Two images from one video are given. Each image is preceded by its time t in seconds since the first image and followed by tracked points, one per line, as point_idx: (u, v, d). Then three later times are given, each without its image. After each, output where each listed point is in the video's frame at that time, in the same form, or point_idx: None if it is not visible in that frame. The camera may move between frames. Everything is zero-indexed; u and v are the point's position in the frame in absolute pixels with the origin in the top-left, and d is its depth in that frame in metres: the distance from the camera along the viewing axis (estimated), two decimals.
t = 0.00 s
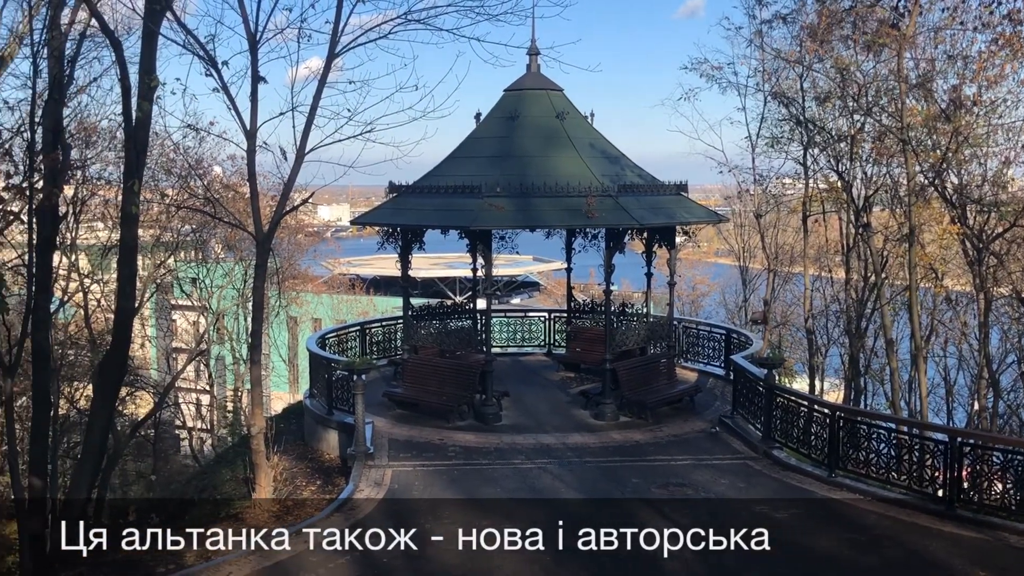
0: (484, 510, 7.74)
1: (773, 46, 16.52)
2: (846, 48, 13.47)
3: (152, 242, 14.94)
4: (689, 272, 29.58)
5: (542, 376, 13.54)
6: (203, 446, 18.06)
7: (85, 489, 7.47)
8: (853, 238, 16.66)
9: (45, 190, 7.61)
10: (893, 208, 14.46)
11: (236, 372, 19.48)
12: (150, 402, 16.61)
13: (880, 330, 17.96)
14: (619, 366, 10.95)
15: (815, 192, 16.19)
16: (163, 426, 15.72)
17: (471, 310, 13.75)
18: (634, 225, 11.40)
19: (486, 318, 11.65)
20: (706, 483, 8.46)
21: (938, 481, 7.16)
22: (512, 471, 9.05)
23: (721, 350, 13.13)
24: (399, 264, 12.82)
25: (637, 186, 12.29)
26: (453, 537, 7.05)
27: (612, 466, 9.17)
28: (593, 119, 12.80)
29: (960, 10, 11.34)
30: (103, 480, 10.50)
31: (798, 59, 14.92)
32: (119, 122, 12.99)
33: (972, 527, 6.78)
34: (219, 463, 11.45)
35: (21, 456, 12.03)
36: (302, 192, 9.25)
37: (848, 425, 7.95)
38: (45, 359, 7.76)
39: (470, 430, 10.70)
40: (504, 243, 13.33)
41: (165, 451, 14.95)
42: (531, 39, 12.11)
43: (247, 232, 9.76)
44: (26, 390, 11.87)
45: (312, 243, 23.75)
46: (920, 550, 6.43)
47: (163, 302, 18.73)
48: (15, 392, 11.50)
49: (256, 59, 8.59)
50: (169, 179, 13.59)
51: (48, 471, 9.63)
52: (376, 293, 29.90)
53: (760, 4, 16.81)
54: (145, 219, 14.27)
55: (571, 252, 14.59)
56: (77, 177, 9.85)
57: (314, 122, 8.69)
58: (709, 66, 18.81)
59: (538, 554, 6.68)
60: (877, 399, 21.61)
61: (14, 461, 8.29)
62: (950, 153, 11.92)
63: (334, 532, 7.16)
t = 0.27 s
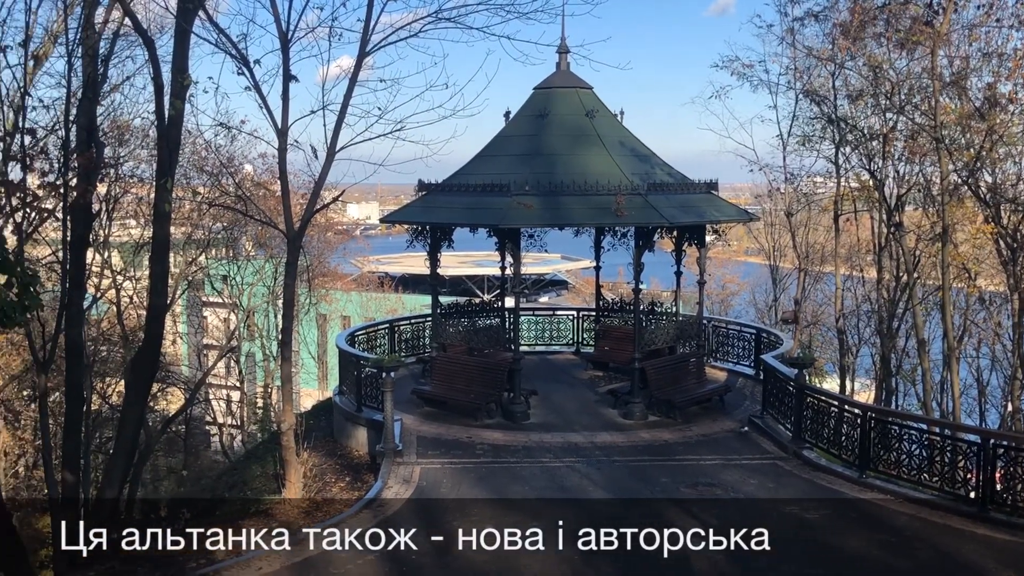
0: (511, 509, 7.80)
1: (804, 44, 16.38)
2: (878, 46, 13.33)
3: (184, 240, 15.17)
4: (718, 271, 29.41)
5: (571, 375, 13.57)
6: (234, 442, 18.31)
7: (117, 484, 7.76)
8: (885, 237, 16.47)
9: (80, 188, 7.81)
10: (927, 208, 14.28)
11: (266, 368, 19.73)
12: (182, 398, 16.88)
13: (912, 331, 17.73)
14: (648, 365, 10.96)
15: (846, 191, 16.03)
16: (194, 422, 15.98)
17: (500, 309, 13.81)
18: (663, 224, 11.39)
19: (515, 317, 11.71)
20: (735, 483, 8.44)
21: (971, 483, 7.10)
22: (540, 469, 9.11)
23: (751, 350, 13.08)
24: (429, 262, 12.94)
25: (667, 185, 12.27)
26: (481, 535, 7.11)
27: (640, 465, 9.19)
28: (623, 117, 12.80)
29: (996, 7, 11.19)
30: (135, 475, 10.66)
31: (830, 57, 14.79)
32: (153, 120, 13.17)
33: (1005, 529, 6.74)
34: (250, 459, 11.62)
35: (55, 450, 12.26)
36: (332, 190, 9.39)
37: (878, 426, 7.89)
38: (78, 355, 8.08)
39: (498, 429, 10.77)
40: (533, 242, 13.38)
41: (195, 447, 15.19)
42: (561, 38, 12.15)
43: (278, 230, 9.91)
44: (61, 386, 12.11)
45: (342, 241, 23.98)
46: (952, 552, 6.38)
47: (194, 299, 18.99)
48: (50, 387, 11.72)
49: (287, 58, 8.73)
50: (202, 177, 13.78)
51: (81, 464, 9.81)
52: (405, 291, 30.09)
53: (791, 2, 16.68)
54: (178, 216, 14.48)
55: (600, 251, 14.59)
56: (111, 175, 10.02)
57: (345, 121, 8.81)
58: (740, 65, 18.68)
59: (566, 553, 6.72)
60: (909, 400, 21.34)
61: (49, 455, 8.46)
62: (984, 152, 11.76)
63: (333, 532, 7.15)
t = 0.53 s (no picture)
0: (540, 508, 7.85)
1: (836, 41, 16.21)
2: (911, 43, 13.15)
3: (216, 238, 15.39)
4: (748, 270, 29.19)
5: (599, 374, 13.58)
6: (263, 438, 18.55)
7: (149, 480, 7.97)
8: (917, 237, 16.26)
9: (114, 187, 7.94)
10: (960, 207, 14.08)
11: (296, 366, 19.95)
12: (212, 394, 17.13)
13: (945, 331, 17.48)
14: (677, 365, 10.93)
15: (878, 190, 15.85)
16: (225, 419, 16.21)
17: (528, 307, 13.86)
18: (693, 222, 11.37)
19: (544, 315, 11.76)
20: (765, 483, 8.42)
21: (1004, 486, 7.04)
22: (569, 468, 9.15)
23: (781, 349, 12.99)
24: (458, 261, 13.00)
25: (697, 184, 12.23)
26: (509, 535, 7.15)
27: (669, 465, 9.19)
28: (653, 115, 12.77)
29: None
30: (166, 471, 10.81)
31: (862, 54, 14.63)
32: (184, 120, 13.33)
33: None
34: (281, 455, 11.78)
35: (88, 445, 12.46)
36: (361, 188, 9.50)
37: (910, 427, 7.84)
38: (111, 352, 8.17)
39: (527, 427, 10.83)
40: (562, 241, 13.41)
41: (226, 443, 15.40)
42: (590, 36, 12.15)
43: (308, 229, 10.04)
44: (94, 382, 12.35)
45: (370, 239, 24.16)
46: (986, 555, 6.33)
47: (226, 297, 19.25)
48: (84, 383, 11.93)
49: (317, 57, 8.86)
50: (232, 176, 13.93)
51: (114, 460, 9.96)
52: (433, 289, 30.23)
53: None
54: (209, 215, 14.66)
55: (629, 249, 14.58)
56: (144, 175, 10.17)
57: (374, 120, 8.93)
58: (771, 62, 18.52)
59: (595, 553, 6.74)
60: (942, 402, 21.02)
61: (82, 450, 8.61)
62: (1018, 150, 11.57)
63: (333, 532, 7.19)
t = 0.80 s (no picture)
0: (569, 507, 7.90)
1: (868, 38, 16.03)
2: (945, 40, 12.99)
3: (248, 237, 15.61)
4: (779, 269, 28.93)
5: (629, 373, 13.59)
6: (293, 436, 18.77)
7: (181, 477, 8.03)
8: (952, 236, 16.02)
9: (147, 185, 8.05)
10: (996, 205, 13.87)
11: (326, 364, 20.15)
12: (244, 392, 17.38)
13: (980, 331, 17.22)
14: (707, 364, 10.92)
15: (911, 188, 15.66)
16: (256, 416, 16.45)
17: (557, 306, 13.90)
18: (724, 221, 11.33)
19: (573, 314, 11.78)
20: (796, 483, 8.40)
21: None
22: (598, 468, 9.19)
23: (812, 349, 12.92)
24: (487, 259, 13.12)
25: (728, 182, 12.20)
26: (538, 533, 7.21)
27: (698, 465, 9.19)
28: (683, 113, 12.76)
29: None
30: (199, 468, 11.00)
31: (895, 51, 14.47)
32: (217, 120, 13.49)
33: None
34: (312, 452, 11.95)
35: (122, 441, 12.66)
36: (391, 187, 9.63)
37: (943, 428, 7.78)
38: (145, 349, 8.28)
39: (556, 426, 10.89)
40: (592, 239, 13.42)
41: (257, 441, 15.62)
42: (619, 35, 12.17)
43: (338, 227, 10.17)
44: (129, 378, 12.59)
45: (399, 238, 24.32)
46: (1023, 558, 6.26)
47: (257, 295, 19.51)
48: (119, 380, 12.17)
49: (349, 56, 9.00)
50: (264, 175, 14.10)
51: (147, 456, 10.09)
52: (461, 288, 30.33)
53: None
54: (241, 215, 14.88)
55: (659, 248, 14.57)
56: (177, 175, 10.36)
57: (405, 119, 9.05)
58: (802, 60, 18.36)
59: (625, 552, 6.77)
60: (977, 403, 20.69)
61: (116, 446, 8.75)
62: None
63: (339, 532, 7.22)
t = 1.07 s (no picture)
0: (598, 506, 7.94)
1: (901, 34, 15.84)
2: (980, 35, 12.82)
3: (278, 236, 15.82)
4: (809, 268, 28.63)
5: (657, 372, 13.59)
6: (322, 433, 18.98)
7: (211, 475, 8.06)
8: (986, 234, 15.78)
9: (178, 185, 8.16)
10: None
11: (355, 361, 20.34)
12: (274, 389, 17.61)
13: (1015, 331, 16.94)
14: (737, 364, 10.89)
15: (945, 186, 15.45)
16: (286, 413, 16.66)
17: (586, 305, 13.93)
18: (754, 218, 11.29)
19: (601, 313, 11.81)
20: (827, 483, 8.37)
21: None
22: (627, 467, 9.21)
23: (844, 348, 12.83)
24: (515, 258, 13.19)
25: (759, 179, 12.13)
26: (567, 532, 7.26)
27: (727, 464, 9.18)
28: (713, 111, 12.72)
29: None
30: (231, 464, 11.19)
31: (928, 47, 14.29)
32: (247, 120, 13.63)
33: None
34: (342, 449, 12.11)
35: (155, 437, 12.85)
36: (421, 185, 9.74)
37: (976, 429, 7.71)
38: (176, 347, 8.40)
39: (585, 424, 10.93)
40: (621, 238, 13.43)
41: (287, 438, 15.83)
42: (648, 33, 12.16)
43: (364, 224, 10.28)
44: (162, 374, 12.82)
45: (428, 236, 24.46)
46: None
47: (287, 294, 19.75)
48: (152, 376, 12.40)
49: (379, 55, 9.12)
50: (294, 174, 14.27)
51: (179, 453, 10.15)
52: (489, 286, 30.41)
53: None
54: (272, 213, 15.08)
55: (688, 246, 14.53)
56: (209, 174, 10.53)
57: (434, 118, 9.15)
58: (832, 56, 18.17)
59: (653, 550, 6.80)
60: (1011, 404, 20.36)
61: (148, 442, 8.89)
62: None
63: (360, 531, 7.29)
